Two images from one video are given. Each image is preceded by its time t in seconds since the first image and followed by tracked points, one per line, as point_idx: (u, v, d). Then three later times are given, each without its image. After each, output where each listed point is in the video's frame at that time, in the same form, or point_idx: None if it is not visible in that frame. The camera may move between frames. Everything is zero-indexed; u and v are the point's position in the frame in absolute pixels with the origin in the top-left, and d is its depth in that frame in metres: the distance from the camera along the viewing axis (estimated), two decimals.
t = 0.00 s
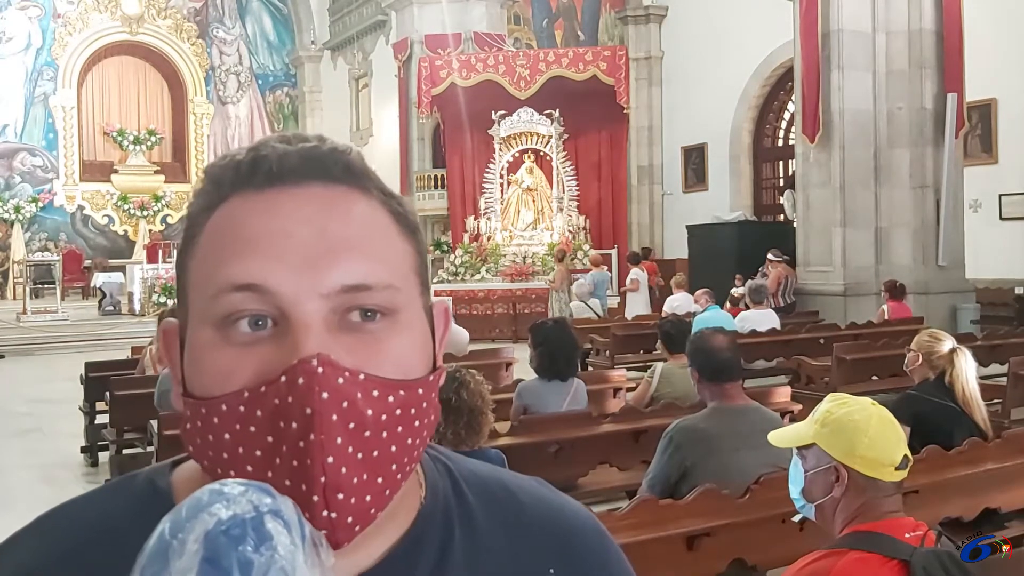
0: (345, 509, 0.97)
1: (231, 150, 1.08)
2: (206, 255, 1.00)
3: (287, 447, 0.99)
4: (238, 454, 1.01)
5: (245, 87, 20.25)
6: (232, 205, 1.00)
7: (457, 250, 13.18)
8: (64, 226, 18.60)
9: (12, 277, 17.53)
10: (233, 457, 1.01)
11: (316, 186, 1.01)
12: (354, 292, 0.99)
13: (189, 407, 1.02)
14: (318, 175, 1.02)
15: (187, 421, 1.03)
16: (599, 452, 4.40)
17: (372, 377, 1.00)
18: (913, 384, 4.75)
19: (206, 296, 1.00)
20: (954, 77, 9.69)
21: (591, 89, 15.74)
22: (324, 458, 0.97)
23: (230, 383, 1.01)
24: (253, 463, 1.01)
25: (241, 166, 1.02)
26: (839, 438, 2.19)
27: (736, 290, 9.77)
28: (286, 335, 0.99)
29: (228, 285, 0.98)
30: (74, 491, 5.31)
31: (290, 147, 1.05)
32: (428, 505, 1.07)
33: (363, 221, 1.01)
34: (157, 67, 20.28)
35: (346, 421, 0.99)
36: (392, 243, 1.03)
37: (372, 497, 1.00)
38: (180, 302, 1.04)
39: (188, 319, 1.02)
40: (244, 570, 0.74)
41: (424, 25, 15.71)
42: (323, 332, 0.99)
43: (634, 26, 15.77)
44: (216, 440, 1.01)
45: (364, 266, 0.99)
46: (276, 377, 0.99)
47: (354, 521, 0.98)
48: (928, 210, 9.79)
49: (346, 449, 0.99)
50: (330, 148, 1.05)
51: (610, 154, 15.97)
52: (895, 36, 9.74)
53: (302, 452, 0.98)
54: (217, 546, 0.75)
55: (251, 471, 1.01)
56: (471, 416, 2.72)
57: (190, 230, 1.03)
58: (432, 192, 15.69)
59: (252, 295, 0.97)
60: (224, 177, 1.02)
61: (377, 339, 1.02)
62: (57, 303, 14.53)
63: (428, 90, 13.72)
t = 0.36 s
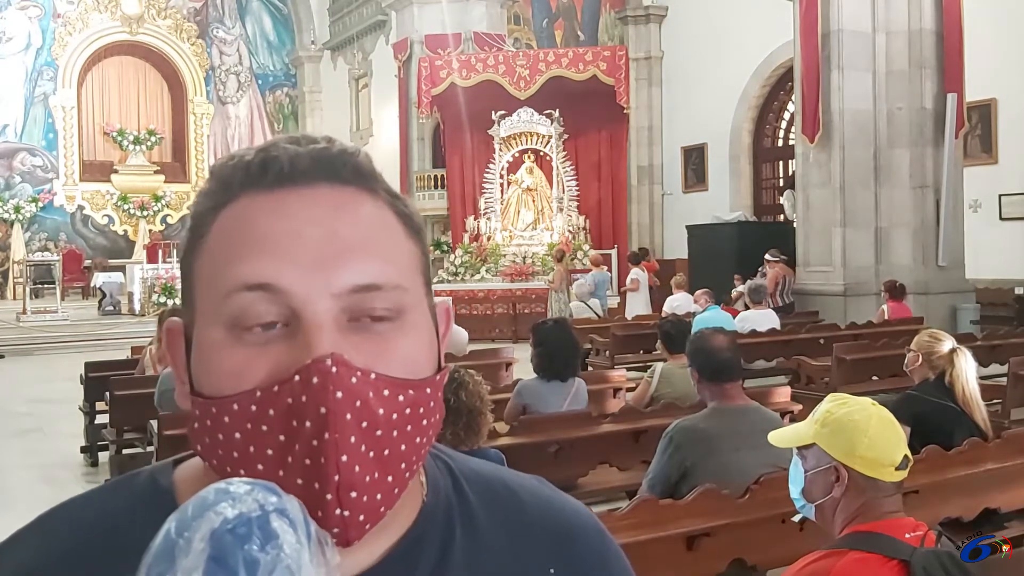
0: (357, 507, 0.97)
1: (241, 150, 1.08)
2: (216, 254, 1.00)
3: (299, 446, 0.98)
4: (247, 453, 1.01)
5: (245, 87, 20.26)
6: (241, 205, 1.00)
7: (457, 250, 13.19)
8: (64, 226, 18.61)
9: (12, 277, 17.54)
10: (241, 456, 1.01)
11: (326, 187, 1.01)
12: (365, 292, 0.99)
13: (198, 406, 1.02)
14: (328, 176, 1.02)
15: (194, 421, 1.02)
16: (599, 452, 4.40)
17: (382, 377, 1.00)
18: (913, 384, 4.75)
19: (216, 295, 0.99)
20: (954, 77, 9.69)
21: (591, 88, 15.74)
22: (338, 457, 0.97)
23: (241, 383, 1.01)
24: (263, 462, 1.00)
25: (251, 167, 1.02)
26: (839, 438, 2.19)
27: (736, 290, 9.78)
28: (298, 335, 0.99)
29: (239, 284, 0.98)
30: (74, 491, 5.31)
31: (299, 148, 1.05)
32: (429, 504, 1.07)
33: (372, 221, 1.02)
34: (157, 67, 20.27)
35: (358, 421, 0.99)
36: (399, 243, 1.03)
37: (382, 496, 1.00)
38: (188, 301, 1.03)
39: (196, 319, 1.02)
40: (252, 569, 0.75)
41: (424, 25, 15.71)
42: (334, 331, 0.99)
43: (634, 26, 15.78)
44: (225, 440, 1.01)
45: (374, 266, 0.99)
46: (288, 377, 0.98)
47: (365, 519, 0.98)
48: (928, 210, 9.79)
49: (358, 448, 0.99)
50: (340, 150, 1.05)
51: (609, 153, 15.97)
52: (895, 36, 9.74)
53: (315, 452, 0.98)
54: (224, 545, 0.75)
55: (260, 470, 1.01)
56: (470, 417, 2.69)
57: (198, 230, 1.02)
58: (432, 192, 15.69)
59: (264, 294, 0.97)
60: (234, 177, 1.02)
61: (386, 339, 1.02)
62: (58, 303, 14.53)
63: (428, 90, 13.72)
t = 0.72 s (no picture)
0: (356, 508, 0.97)
1: (242, 149, 1.08)
2: (214, 254, 1.00)
3: (302, 446, 0.98)
4: (247, 453, 1.00)
5: (245, 87, 20.26)
6: (240, 205, 1.00)
7: (457, 250, 13.21)
8: (63, 226, 18.60)
9: (12, 278, 17.54)
10: (242, 456, 1.01)
11: (326, 188, 1.01)
12: (366, 291, 0.99)
13: (197, 406, 1.01)
14: (330, 177, 1.02)
15: (194, 421, 1.02)
16: (599, 452, 4.40)
17: (382, 378, 1.00)
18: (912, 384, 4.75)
19: (217, 296, 0.99)
20: (954, 77, 9.69)
21: (591, 88, 15.73)
22: (339, 458, 0.97)
23: (242, 383, 1.01)
24: (263, 462, 1.00)
25: (251, 167, 1.02)
26: (838, 438, 2.19)
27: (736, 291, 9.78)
28: (299, 335, 0.99)
29: (240, 284, 0.98)
30: (74, 491, 5.31)
31: (301, 149, 1.05)
32: (428, 503, 1.07)
33: (372, 221, 1.02)
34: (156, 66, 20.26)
35: (359, 422, 0.99)
36: (399, 244, 1.04)
37: (382, 496, 1.00)
38: (187, 300, 1.03)
39: (196, 319, 1.02)
40: (251, 571, 0.75)
41: (424, 25, 15.72)
42: (335, 332, 0.99)
43: (634, 26, 15.78)
44: (224, 441, 1.00)
45: (375, 266, 0.99)
46: (290, 377, 0.98)
47: (365, 519, 0.98)
48: (928, 210, 9.79)
49: (359, 449, 0.99)
50: (340, 151, 1.05)
51: (609, 153, 15.96)
52: (895, 36, 9.73)
53: (315, 453, 0.98)
54: (225, 547, 0.75)
55: (261, 470, 1.00)
56: (470, 417, 2.68)
57: (199, 229, 1.02)
58: (432, 192, 15.68)
59: (265, 294, 0.97)
60: (235, 177, 1.02)
61: (386, 339, 1.02)
62: (57, 303, 14.53)
63: (428, 90, 13.73)
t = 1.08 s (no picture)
0: (377, 503, 0.98)
1: (265, 146, 1.07)
2: (238, 247, 0.99)
3: (325, 442, 0.98)
4: (265, 448, 1.00)
5: (245, 87, 20.27)
6: (265, 201, 1.00)
7: (457, 250, 13.23)
8: (64, 226, 18.60)
9: (12, 278, 17.54)
10: (260, 451, 1.00)
11: (350, 191, 1.02)
12: (387, 288, 1.00)
13: (212, 399, 1.00)
14: (356, 182, 1.03)
15: (208, 414, 1.02)
16: (598, 452, 4.40)
17: (403, 376, 1.01)
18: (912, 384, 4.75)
19: (236, 290, 0.99)
20: (954, 77, 9.69)
21: (591, 88, 15.74)
22: (366, 454, 0.97)
23: (262, 378, 1.00)
24: (282, 458, 0.99)
25: (279, 164, 1.02)
26: (838, 438, 2.20)
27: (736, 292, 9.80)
28: (323, 331, 0.99)
29: (267, 274, 0.97)
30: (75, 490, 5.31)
31: (328, 149, 1.05)
32: (425, 495, 1.07)
33: (393, 224, 1.03)
34: (157, 66, 20.25)
35: (385, 419, 0.99)
36: (418, 249, 1.05)
37: (398, 492, 1.00)
38: (200, 292, 1.02)
39: (213, 312, 1.01)
40: (258, 566, 0.75)
41: (424, 25, 15.72)
42: (358, 330, 1.00)
43: (634, 26, 15.79)
44: (243, 436, 1.00)
45: (398, 265, 1.01)
46: (317, 373, 0.98)
47: (383, 515, 0.99)
48: (928, 211, 9.78)
49: (383, 445, 0.99)
50: (365, 154, 1.06)
51: (609, 153, 15.97)
52: (895, 36, 9.73)
53: (341, 449, 0.98)
54: (230, 542, 0.75)
55: (279, 465, 1.00)
56: (469, 417, 2.67)
57: (214, 222, 1.02)
58: (432, 192, 15.69)
59: (293, 286, 0.97)
60: (259, 172, 1.02)
61: (402, 338, 1.03)
62: (57, 303, 14.53)
63: (428, 90, 13.74)
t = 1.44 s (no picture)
0: (386, 506, 0.97)
1: (271, 144, 1.07)
2: (245, 246, 0.99)
3: (334, 445, 0.98)
4: (272, 450, 0.99)
5: (245, 87, 20.27)
6: (272, 200, 1.00)
7: (457, 250, 13.23)
8: (64, 226, 18.58)
9: (12, 278, 17.54)
10: (265, 453, 1.00)
11: (358, 191, 1.02)
12: (396, 289, 1.00)
13: (217, 401, 1.00)
14: (363, 182, 1.03)
15: (212, 415, 1.01)
16: (599, 453, 4.40)
17: (411, 379, 1.01)
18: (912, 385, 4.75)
19: (242, 289, 0.98)
20: (954, 77, 9.70)
21: (591, 88, 15.74)
22: (375, 458, 0.97)
23: (271, 379, 0.99)
24: (289, 460, 0.99)
25: (288, 163, 1.03)
26: (838, 439, 2.19)
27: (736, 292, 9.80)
28: (332, 332, 0.99)
29: (275, 273, 0.97)
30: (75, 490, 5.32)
31: (336, 149, 1.05)
32: (425, 502, 1.07)
33: (401, 225, 1.03)
34: (156, 66, 20.24)
35: (394, 421, 0.99)
36: (423, 251, 1.05)
37: (406, 495, 1.01)
38: (202, 293, 1.02)
39: (217, 312, 1.00)
40: (257, 567, 0.75)
41: (424, 25, 15.72)
42: (367, 331, 1.00)
43: (634, 26, 15.79)
44: (249, 437, 0.99)
45: (406, 266, 1.01)
46: (326, 375, 0.98)
47: (391, 519, 0.99)
48: (928, 211, 9.78)
49: (392, 450, 1.00)
50: (373, 155, 1.06)
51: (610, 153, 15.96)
52: (895, 36, 9.72)
53: (352, 451, 0.98)
54: (230, 543, 0.75)
55: (285, 469, 0.99)
56: (469, 418, 2.66)
57: (217, 221, 1.01)
58: (432, 192, 15.68)
59: (301, 285, 0.97)
60: (266, 171, 1.02)
61: (411, 340, 1.03)
62: (58, 303, 14.53)
63: (428, 90, 13.74)
